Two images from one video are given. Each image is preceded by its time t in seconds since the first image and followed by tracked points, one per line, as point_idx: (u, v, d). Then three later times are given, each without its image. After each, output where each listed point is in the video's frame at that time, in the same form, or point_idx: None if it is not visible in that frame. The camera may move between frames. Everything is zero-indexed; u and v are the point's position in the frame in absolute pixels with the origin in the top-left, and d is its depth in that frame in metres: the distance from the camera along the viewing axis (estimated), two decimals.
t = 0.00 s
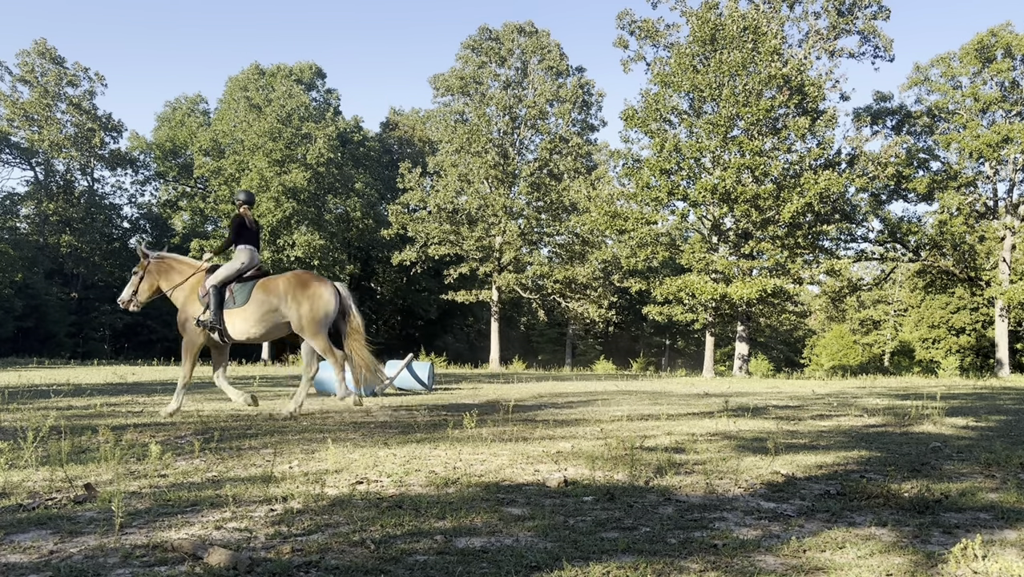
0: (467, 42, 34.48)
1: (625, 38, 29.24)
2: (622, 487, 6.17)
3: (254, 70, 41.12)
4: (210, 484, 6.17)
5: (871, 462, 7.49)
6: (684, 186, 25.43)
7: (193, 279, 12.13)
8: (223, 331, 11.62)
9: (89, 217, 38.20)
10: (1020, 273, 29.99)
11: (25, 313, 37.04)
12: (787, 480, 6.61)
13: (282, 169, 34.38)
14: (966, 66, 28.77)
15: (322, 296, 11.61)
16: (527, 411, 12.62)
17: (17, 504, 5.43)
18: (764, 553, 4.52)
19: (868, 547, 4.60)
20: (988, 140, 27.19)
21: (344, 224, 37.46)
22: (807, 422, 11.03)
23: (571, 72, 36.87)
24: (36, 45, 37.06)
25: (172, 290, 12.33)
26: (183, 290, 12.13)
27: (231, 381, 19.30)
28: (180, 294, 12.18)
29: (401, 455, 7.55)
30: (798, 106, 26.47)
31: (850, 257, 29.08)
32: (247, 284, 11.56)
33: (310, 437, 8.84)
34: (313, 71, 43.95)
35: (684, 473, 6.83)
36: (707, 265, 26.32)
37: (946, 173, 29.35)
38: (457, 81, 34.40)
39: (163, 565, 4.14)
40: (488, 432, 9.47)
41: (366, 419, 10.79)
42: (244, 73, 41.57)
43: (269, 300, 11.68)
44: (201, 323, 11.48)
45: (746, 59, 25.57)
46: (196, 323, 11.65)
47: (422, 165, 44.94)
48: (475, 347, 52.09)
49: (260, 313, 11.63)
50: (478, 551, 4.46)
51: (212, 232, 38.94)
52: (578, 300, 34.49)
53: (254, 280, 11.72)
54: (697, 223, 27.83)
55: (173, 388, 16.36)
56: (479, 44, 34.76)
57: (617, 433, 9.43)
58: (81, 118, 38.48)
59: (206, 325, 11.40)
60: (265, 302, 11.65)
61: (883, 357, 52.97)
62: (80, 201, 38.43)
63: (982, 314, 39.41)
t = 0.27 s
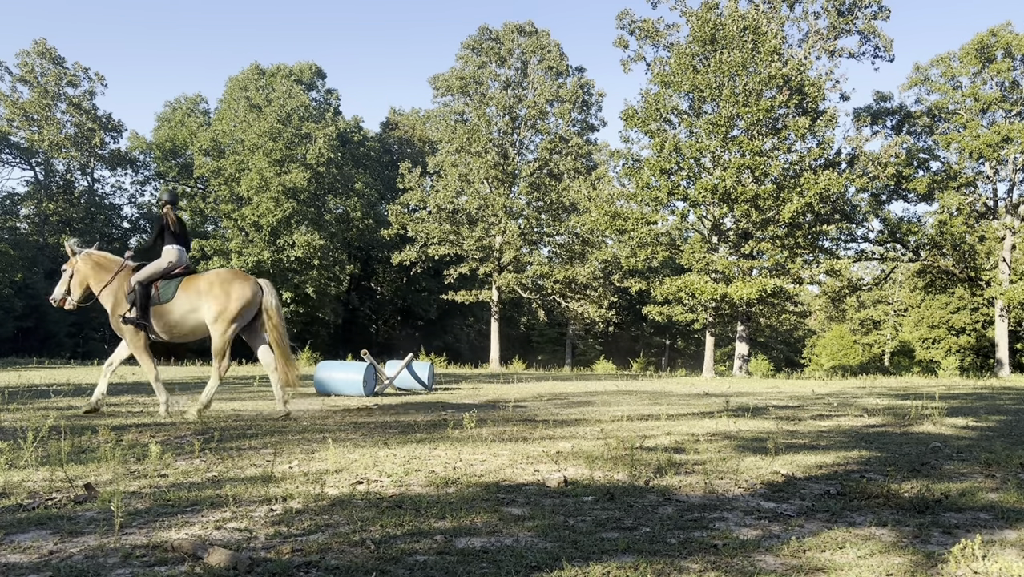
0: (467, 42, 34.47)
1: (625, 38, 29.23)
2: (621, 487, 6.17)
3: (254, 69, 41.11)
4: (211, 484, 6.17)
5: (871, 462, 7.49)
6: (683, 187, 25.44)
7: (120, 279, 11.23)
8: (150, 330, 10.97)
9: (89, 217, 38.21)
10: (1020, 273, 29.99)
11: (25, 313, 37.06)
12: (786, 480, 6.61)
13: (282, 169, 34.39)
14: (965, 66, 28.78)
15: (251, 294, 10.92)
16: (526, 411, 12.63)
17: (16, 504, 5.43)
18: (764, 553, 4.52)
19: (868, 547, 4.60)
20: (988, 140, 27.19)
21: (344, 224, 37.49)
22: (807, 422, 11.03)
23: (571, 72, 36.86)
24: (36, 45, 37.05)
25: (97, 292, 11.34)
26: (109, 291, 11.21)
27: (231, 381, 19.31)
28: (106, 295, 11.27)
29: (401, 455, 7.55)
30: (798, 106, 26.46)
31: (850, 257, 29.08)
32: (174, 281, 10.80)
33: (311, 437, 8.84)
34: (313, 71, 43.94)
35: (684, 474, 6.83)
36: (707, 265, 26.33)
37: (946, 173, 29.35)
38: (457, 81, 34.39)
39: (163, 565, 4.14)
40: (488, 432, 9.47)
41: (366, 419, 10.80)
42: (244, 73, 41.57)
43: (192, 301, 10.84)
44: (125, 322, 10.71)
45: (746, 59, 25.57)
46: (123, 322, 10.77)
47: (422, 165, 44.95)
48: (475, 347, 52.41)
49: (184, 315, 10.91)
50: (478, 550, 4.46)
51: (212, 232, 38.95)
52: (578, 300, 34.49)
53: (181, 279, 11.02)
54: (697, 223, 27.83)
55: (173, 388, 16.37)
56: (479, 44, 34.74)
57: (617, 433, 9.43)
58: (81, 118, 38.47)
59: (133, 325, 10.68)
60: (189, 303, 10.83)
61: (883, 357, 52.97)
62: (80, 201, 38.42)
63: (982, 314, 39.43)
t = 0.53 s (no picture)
0: (467, 42, 34.46)
1: (625, 38, 29.22)
2: (621, 487, 6.17)
3: (254, 69, 41.11)
4: (210, 484, 6.17)
5: (871, 462, 7.49)
6: (684, 186, 25.44)
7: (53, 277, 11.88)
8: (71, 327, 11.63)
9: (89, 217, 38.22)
10: (1020, 273, 29.98)
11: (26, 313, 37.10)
12: (787, 480, 6.61)
13: (282, 169, 34.40)
14: (965, 66, 28.75)
15: (174, 286, 11.61)
16: (526, 411, 12.63)
17: (16, 504, 5.43)
18: (764, 553, 4.53)
19: (868, 547, 4.60)
20: (988, 140, 27.19)
21: (344, 224, 37.50)
22: (807, 422, 11.03)
23: (571, 72, 36.86)
24: (36, 45, 37.02)
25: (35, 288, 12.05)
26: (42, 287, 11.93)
27: (231, 381, 19.31)
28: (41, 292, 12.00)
29: (401, 455, 7.55)
30: (798, 106, 26.46)
31: (850, 257, 29.07)
32: (96, 279, 11.49)
33: (311, 437, 8.84)
34: (313, 72, 43.92)
35: (684, 473, 6.83)
36: (707, 265, 26.34)
37: (946, 173, 29.33)
38: (457, 81, 34.38)
39: (163, 565, 4.14)
40: (488, 431, 9.47)
41: (366, 419, 10.80)
42: (244, 73, 41.58)
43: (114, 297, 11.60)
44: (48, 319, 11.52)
45: (746, 59, 25.57)
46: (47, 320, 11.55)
47: (422, 165, 44.94)
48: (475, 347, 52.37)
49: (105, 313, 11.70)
50: (478, 550, 4.46)
51: (212, 232, 38.95)
52: (578, 300, 34.48)
53: (101, 278, 11.72)
54: (697, 223, 27.83)
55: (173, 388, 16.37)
56: (479, 44, 34.71)
57: (617, 433, 9.43)
58: (81, 118, 38.46)
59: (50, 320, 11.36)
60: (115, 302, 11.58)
61: (883, 357, 52.99)
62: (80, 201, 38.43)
63: (982, 314, 39.43)
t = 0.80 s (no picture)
0: (467, 42, 34.45)
1: (625, 38, 29.22)
2: (621, 487, 6.17)
3: (254, 69, 41.10)
4: (210, 484, 6.17)
5: (871, 462, 7.49)
6: (684, 186, 25.45)
7: None
8: None
9: (89, 217, 38.22)
10: (1020, 273, 30.00)
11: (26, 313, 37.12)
12: (787, 480, 6.61)
13: (282, 169, 34.40)
14: (966, 66, 28.75)
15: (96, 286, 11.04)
16: (526, 411, 12.64)
17: (16, 504, 5.43)
18: (765, 553, 4.52)
19: (868, 547, 4.61)
20: (988, 140, 27.19)
21: (344, 224, 37.50)
22: (807, 422, 11.03)
23: (571, 72, 36.85)
24: (36, 45, 37.03)
25: None
26: None
27: (231, 381, 19.31)
28: None
29: (401, 455, 7.55)
30: (798, 106, 26.47)
31: (850, 257, 29.06)
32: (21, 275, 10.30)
33: (311, 437, 8.84)
34: (314, 71, 43.90)
35: (684, 473, 6.83)
36: (707, 265, 26.35)
37: (946, 173, 29.33)
38: (457, 81, 34.38)
39: (163, 565, 4.14)
40: (488, 432, 9.47)
41: (366, 420, 10.80)
42: (244, 72, 41.57)
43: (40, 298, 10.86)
44: None
45: (746, 59, 25.57)
46: None
47: (422, 165, 44.93)
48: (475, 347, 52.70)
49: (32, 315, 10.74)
50: (478, 550, 4.46)
51: (212, 232, 38.95)
52: (578, 300, 34.47)
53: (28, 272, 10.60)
54: (697, 223, 27.83)
55: (173, 388, 16.38)
56: (479, 44, 34.70)
57: (617, 433, 9.43)
58: (81, 118, 38.48)
59: None
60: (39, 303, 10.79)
61: (883, 357, 52.99)
62: (80, 201, 38.43)
63: (982, 314, 39.44)
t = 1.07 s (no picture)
0: (467, 42, 34.43)
1: (625, 38, 29.20)
2: (621, 487, 6.18)
3: (254, 69, 41.09)
4: (210, 484, 6.17)
5: (871, 462, 7.49)
6: (684, 186, 25.46)
7: None
8: None
9: (89, 217, 38.23)
10: (1020, 273, 30.00)
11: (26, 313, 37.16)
12: (786, 480, 6.61)
13: (282, 169, 34.40)
14: (965, 66, 28.76)
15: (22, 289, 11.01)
16: (526, 411, 12.64)
17: (16, 504, 5.43)
18: (764, 553, 4.52)
19: (868, 547, 4.60)
20: (988, 140, 27.19)
21: (344, 224, 37.49)
22: (807, 422, 11.03)
23: (571, 72, 36.82)
24: (36, 45, 37.03)
25: None
26: None
27: (230, 381, 19.30)
28: None
29: (401, 455, 7.55)
30: (798, 106, 26.47)
31: (850, 257, 29.04)
32: None
33: (311, 437, 8.84)
34: (314, 71, 43.88)
35: (684, 474, 6.83)
36: (707, 265, 26.34)
37: (946, 173, 29.32)
38: (457, 81, 34.36)
39: (163, 566, 4.14)
40: (488, 432, 9.47)
41: (366, 420, 10.80)
42: (244, 72, 41.56)
43: None
44: None
45: (746, 59, 25.56)
46: None
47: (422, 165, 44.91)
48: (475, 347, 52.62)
49: None
50: (478, 550, 4.46)
51: (212, 232, 38.95)
52: (578, 300, 34.46)
53: None
54: (697, 223, 27.84)
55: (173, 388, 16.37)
56: (479, 44, 34.70)
57: (617, 433, 9.43)
58: (81, 118, 38.48)
59: None
60: None
61: (883, 357, 52.98)
62: (80, 201, 38.42)
63: (982, 314, 39.43)
